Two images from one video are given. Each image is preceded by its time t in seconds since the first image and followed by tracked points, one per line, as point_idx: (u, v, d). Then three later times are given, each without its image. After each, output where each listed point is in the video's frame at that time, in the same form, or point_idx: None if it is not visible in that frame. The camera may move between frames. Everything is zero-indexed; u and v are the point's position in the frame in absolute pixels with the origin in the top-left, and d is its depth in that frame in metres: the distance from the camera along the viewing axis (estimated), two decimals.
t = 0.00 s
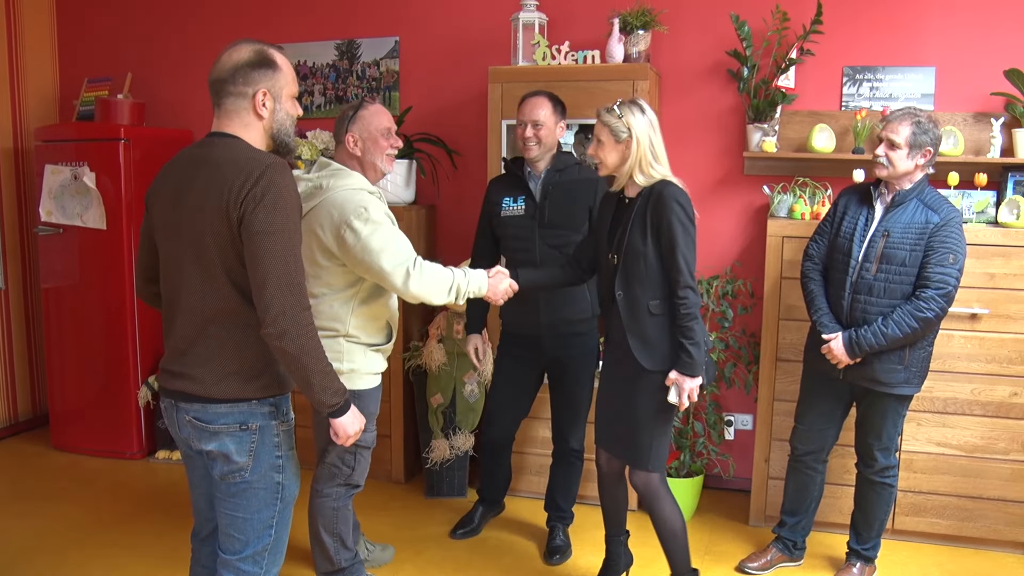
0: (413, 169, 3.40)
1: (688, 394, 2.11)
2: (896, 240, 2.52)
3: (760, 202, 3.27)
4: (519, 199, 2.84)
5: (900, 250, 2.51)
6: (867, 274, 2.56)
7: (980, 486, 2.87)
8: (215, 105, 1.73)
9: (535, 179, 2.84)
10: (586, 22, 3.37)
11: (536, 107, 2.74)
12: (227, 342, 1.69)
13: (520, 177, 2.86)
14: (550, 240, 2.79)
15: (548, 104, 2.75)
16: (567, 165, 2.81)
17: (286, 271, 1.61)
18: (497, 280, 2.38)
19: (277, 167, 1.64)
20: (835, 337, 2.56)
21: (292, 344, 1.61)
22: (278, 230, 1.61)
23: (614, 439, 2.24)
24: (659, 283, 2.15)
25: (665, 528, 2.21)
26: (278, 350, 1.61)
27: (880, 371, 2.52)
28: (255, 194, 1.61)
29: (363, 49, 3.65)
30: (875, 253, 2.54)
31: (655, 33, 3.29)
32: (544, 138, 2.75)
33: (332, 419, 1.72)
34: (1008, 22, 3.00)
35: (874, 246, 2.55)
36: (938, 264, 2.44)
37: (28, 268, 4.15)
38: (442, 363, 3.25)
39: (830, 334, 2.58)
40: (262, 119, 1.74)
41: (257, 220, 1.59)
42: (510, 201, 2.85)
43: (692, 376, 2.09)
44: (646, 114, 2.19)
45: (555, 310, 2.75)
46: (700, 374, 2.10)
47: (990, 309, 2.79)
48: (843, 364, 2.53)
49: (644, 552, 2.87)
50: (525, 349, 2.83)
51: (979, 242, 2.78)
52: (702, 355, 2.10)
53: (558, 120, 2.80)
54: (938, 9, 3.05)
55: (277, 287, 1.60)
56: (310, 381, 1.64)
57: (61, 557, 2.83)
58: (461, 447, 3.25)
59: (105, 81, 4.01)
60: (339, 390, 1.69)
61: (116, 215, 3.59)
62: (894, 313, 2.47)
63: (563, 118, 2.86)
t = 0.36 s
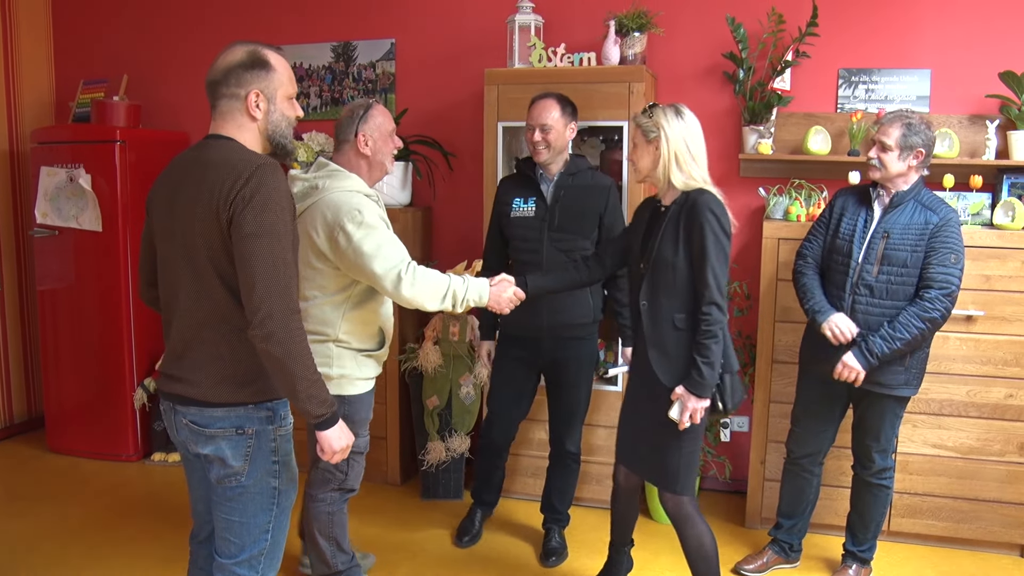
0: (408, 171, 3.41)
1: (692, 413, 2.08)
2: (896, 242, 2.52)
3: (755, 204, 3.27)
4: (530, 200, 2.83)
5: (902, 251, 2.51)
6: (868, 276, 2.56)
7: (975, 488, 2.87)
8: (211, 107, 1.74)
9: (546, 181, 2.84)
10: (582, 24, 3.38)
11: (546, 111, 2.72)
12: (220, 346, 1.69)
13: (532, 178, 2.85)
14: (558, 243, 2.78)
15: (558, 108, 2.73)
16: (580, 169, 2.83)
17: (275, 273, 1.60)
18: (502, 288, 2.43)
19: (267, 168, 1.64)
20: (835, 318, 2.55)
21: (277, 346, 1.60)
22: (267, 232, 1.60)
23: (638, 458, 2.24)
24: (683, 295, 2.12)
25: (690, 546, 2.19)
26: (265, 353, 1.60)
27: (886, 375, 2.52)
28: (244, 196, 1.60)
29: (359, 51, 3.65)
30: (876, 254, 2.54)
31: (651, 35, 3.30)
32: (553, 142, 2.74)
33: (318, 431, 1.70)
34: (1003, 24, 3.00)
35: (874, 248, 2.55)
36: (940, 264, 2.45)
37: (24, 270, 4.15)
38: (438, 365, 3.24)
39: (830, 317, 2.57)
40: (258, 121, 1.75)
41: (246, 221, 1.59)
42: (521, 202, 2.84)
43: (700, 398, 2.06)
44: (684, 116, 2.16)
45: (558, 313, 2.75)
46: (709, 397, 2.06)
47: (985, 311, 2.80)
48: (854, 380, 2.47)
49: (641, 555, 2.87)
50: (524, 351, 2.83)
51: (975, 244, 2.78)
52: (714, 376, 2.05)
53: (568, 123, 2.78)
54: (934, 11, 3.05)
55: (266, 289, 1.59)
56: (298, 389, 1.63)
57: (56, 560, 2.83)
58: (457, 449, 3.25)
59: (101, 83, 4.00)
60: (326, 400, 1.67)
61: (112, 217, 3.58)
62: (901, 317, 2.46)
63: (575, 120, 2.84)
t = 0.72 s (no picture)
0: (405, 172, 3.40)
1: (711, 418, 2.05)
2: (888, 241, 2.52)
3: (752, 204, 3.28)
4: (520, 199, 2.78)
5: (892, 249, 2.51)
6: (859, 275, 2.56)
7: (971, 489, 2.88)
8: (213, 108, 1.74)
9: (538, 180, 2.79)
10: (578, 25, 3.38)
11: (534, 109, 2.69)
12: (211, 350, 1.68)
13: (524, 178, 2.80)
14: (545, 244, 2.74)
15: (545, 106, 2.70)
16: (572, 170, 2.78)
17: (264, 276, 1.59)
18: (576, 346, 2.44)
19: (261, 170, 1.63)
20: (859, 296, 2.48)
21: (266, 351, 1.58)
22: (258, 234, 1.59)
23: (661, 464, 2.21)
24: (689, 295, 2.13)
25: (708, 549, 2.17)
26: (253, 358, 1.58)
27: (872, 370, 2.52)
28: (235, 198, 1.60)
29: (355, 52, 3.65)
30: (867, 254, 2.55)
31: (647, 36, 3.30)
32: (539, 141, 2.70)
33: (311, 438, 1.63)
34: (998, 26, 3.01)
35: (865, 247, 2.56)
36: (926, 260, 2.44)
37: (19, 270, 4.13)
38: (435, 366, 3.23)
39: (853, 295, 2.49)
40: (258, 123, 1.74)
41: (236, 223, 1.58)
42: (512, 200, 2.79)
43: (719, 402, 2.03)
44: (696, 110, 2.17)
45: (546, 313, 2.72)
46: (726, 403, 2.03)
47: (981, 312, 2.80)
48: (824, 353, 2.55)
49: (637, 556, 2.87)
50: (510, 350, 2.79)
51: (971, 244, 2.78)
52: (725, 380, 2.02)
53: (558, 122, 2.73)
54: (930, 12, 3.06)
55: (254, 293, 1.58)
56: (286, 394, 1.59)
57: (51, 561, 2.82)
58: (453, 451, 3.25)
59: (97, 84, 4.00)
60: (317, 406, 1.61)
61: (108, 218, 3.58)
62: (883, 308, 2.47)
63: (568, 120, 2.79)
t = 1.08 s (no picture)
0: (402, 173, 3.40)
1: (690, 417, 2.08)
2: (878, 241, 2.52)
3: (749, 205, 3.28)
4: (502, 199, 2.76)
5: (881, 250, 2.51)
6: (849, 276, 2.57)
7: (968, 489, 2.88)
8: (217, 106, 1.71)
9: (519, 180, 2.77)
10: (575, 26, 3.38)
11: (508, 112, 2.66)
12: (206, 354, 1.68)
13: (506, 179, 2.78)
14: (523, 241, 2.70)
15: (520, 109, 2.65)
16: (553, 168, 2.73)
17: (259, 282, 1.59)
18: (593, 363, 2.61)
19: (256, 175, 1.63)
20: (852, 294, 2.47)
21: (259, 357, 1.58)
22: (253, 239, 1.59)
23: (664, 457, 2.22)
24: (683, 298, 2.13)
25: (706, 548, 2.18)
26: (246, 363, 1.59)
27: (864, 371, 2.52)
28: (231, 203, 1.60)
29: (351, 53, 3.65)
30: (857, 254, 2.55)
31: (644, 36, 3.30)
32: (512, 145, 2.67)
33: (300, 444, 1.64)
34: (994, 26, 3.01)
35: (856, 247, 2.56)
36: (914, 262, 2.44)
37: (15, 272, 4.12)
38: (432, 368, 3.23)
39: (845, 294, 2.48)
40: (262, 128, 1.74)
41: (232, 228, 1.58)
42: (494, 201, 2.78)
43: (700, 403, 2.05)
44: (706, 110, 2.16)
45: (521, 311, 2.68)
46: (708, 404, 2.06)
47: (978, 313, 2.80)
48: (814, 357, 2.55)
49: (634, 556, 2.87)
50: (488, 348, 2.77)
51: (967, 245, 2.78)
52: (707, 382, 2.03)
53: (533, 124, 2.68)
54: (925, 14, 3.06)
55: (249, 298, 1.58)
56: (278, 400, 1.59)
57: (48, 562, 2.82)
58: (450, 452, 3.25)
59: (93, 86, 4.00)
60: (309, 412, 1.62)
61: (104, 219, 3.57)
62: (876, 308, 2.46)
63: (547, 120, 2.73)
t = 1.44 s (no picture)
0: (400, 174, 3.40)
1: (694, 415, 2.09)
2: (873, 242, 2.53)
3: (747, 205, 3.29)
4: (481, 198, 2.75)
5: (876, 250, 2.52)
6: (845, 276, 2.57)
7: (966, 489, 2.88)
8: (223, 106, 1.68)
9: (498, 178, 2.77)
10: (573, 26, 3.38)
11: (500, 106, 2.66)
12: (217, 354, 1.68)
13: (484, 177, 2.78)
14: (502, 241, 2.69)
15: (511, 105, 2.67)
16: (532, 167, 2.72)
17: (280, 284, 1.61)
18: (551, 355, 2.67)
19: (273, 179, 1.64)
20: (849, 292, 2.48)
21: (281, 356, 1.61)
22: (274, 242, 1.61)
23: (659, 448, 2.25)
24: (690, 302, 2.14)
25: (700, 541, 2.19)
26: (266, 362, 1.61)
27: (861, 372, 2.52)
28: (250, 206, 1.61)
29: (350, 53, 3.65)
30: (852, 254, 2.56)
31: (642, 37, 3.30)
32: (503, 138, 2.67)
33: (315, 440, 1.68)
34: (993, 27, 3.01)
35: (852, 248, 2.56)
36: (909, 261, 2.45)
37: (13, 272, 4.12)
38: (429, 368, 3.22)
39: (844, 291, 2.49)
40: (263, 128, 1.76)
41: (252, 233, 1.59)
42: (473, 200, 2.77)
43: (705, 402, 2.07)
44: (717, 117, 2.18)
45: (500, 309, 2.68)
46: (712, 401, 2.08)
47: (976, 313, 2.80)
48: (811, 357, 2.56)
49: (631, 557, 2.87)
50: (472, 349, 2.75)
51: (965, 245, 2.78)
52: (713, 383, 2.04)
53: (523, 121, 2.70)
54: (923, 15, 3.06)
55: (270, 300, 1.60)
56: (298, 396, 1.63)
57: (45, 562, 2.82)
58: (449, 452, 3.25)
59: (91, 85, 3.99)
60: (323, 408, 1.67)
61: (102, 219, 3.57)
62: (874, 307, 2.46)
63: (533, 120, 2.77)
